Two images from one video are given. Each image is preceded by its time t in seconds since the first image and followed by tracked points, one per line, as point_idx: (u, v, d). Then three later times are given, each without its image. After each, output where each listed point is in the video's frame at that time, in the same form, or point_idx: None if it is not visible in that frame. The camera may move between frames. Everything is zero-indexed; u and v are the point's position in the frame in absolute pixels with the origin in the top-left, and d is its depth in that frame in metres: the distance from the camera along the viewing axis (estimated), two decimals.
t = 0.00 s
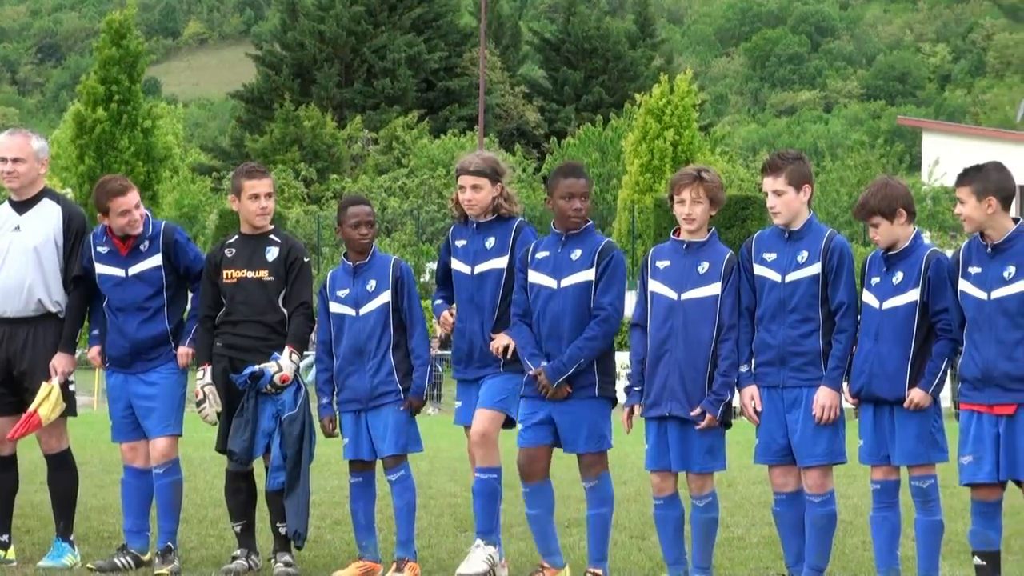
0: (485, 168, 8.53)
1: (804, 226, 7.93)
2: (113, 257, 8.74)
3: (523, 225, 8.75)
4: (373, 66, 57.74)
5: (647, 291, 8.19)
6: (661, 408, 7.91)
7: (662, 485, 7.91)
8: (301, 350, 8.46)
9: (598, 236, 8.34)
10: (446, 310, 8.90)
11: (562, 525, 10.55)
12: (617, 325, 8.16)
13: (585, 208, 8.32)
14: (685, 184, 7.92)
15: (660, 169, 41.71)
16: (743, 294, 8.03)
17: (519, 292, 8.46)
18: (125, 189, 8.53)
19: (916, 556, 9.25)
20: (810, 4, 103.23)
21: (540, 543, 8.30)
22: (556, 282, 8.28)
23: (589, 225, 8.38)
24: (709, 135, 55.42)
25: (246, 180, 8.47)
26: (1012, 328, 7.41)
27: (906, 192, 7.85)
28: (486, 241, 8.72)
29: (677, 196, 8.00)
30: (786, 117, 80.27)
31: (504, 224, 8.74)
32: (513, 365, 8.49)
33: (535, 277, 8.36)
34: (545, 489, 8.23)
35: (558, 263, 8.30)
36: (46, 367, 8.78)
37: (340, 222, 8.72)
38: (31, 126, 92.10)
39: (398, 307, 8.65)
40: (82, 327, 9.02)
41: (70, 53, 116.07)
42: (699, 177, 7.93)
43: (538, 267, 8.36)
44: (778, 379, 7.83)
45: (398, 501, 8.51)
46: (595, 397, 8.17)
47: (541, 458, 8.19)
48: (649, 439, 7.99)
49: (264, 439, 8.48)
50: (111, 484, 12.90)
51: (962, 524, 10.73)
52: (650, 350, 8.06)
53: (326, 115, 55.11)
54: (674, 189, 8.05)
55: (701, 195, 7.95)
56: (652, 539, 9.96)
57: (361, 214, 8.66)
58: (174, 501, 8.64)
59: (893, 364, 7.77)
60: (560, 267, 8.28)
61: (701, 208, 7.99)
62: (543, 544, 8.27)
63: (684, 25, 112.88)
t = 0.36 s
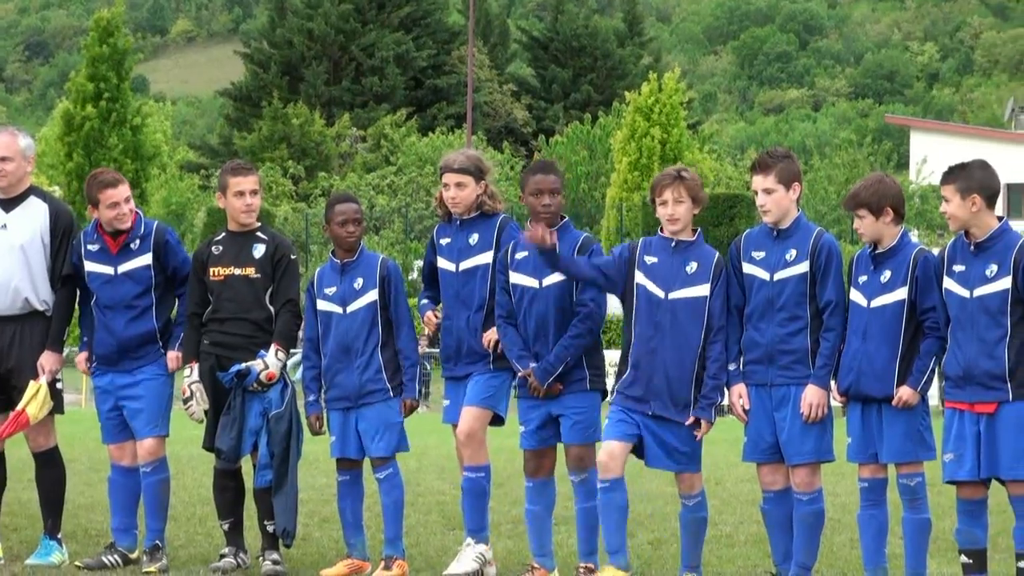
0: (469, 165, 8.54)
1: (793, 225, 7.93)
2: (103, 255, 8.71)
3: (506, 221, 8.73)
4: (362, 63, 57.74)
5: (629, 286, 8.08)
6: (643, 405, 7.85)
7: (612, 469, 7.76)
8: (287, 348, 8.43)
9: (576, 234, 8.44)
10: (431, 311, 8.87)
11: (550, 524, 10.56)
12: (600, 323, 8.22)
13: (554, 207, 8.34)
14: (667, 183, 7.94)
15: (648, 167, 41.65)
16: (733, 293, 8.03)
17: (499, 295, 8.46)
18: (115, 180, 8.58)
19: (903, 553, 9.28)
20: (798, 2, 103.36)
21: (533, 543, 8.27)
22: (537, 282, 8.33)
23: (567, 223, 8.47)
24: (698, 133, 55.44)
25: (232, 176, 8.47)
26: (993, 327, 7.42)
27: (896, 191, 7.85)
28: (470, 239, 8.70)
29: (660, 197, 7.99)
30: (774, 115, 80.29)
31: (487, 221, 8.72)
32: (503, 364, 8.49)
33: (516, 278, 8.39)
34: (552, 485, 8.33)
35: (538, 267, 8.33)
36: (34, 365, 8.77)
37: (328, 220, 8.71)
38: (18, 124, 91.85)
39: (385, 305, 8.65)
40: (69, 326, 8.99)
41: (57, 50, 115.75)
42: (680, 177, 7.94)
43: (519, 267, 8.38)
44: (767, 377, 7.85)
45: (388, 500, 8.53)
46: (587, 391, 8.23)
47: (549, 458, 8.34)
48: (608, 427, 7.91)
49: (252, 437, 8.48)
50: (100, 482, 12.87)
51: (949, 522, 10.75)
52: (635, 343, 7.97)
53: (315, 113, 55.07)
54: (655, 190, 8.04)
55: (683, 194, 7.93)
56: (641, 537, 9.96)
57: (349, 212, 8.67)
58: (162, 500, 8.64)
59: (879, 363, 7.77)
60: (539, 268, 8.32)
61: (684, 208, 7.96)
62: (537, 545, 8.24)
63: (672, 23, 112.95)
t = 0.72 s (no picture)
0: (454, 164, 8.51)
1: (781, 222, 7.94)
2: (92, 251, 8.70)
3: (488, 220, 8.73)
4: (351, 62, 57.66)
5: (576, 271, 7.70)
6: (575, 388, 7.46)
7: (567, 482, 7.38)
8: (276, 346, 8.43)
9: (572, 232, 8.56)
10: (414, 310, 8.92)
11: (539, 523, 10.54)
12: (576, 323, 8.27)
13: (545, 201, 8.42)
14: (591, 179, 7.58)
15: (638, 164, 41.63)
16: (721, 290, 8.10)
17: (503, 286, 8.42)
18: (107, 178, 8.56)
19: (893, 551, 9.29)
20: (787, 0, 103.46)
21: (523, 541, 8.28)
22: (539, 276, 8.29)
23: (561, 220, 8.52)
24: (688, 131, 55.46)
25: (216, 174, 8.43)
26: (980, 322, 7.41)
27: (896, 187, 7.90)
28: (453, 237, 8.69)
29: (586, 194, 7.64)
30: (764, 112, 80.35)
31: (470, 220, 8.71)
32: (487, 364, 8.53)
33: (519, 271, 8.36)
34: (539, 483, 8.30)
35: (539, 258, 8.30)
36: (22, 362, 8.77)
37: (317, 219, 8.70)
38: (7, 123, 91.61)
39: (375, 303, 8.64)
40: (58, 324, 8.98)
41: (46, 49, 115.49)
42: (604, 173, 7.57)
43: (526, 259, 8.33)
44: (757, 374, 7.86)
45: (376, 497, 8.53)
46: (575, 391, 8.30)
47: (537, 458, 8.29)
48: (558, 431, 7.46)
49: (240, 436, 8.46)
50: (88, 481, 12.86)
51: (938, 519, 10.75)
52: (569, 323, 7.58)
53: (304, 111, 55.00)
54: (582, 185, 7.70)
55: (608, 189, 7.58)
56: (631, 535, 9.96)
57: (338, 211, 8.66)
58: (151, 499, 8.63)
59: (872, 360, 7.83)
60: (543, 261, 8.29)
61: (612, 202, 7.61)
62: (526, 543, 8.26)
63: (662, 21, 113.01)
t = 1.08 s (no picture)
0: (450, 160, 8.36)
1: (766, 220, 7.95)
2: (82, 252, 8.69)
3: (481, 223, 8.61)
4: (341, 60, 57.60)
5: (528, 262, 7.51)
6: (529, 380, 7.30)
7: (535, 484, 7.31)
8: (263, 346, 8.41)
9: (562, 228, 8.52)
10: (393, 305, 8.63)
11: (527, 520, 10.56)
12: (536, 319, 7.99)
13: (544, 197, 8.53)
14: (558, 172, 7.32)
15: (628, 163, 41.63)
16: (707, 288, 8.12)
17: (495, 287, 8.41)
18: (99, 180, 8.53)
19: (883, 548, 9.31)
20: None
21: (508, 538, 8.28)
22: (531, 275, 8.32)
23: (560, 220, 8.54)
24: (678, 129, 55.48)
25: (202, 173, 8.43)
26: (970, 321, 7.43)
27: (889, 185, 7.92)
28: (444, 235, 8.61)
29: (551, 184, 7.37)
30: (755, 110, 80.33)
31: (463, 221, 8.62)
32: (464, 366, 8.46)
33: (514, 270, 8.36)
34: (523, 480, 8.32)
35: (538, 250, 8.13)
36: (12, 362, 8.76)
37: (307, 218, 8.70)
38: None
39: (366, 304, 8.64)
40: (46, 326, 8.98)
41: (36, 49, 115.16)
42: (573, 166, 7.31)
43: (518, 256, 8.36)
44: (747, 372, 7.87)
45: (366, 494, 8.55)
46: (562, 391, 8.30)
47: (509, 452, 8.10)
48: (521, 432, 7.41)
49: (230, 435, 8.45)
50: (78, 479, 12.84)
51: (927, 516, 10.78)
52: (523, 315, 7.38)
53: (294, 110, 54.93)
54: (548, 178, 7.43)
55: (575, 184, 7.31)
56: (622, 532, 9.96)
57: (326, 209, 8.64)
58: (140, 498, 8.63)
59: (862, 358, 7.83)
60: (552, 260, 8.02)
61: (576, 197, 7.34)
62: (513, 539, 8.25)
63: (652, 18, 112.99)
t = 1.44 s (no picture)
0: (441, 160, 8.27)
1: (754, 218, 7.97)
2: (67, 252, 8.67)
3: (471, 225, 8.51)
4: (328, 59, 57.63)
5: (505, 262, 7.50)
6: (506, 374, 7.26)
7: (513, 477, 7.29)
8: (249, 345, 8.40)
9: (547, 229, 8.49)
10: (379, 300, 8.57)
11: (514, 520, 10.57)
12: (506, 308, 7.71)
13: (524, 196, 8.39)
14: (536, 163, 7.36)
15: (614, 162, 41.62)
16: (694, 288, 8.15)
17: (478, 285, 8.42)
18: (83, 180, 8.52)
19: (868, 547, 9.33)
20: None
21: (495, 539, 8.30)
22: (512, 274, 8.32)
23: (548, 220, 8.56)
24: (664, 129, 55.51)
25: (188, 172, 8.42)
26: (958, 321, 7.46)
27: (877, 185, 7.95)
28: (431, 237, 8.50)
29: (530, 175, 7.42)
30: (740, 110, 80.53)
31: (453, 222, 8.53)
32: (445, 370, 8.32)
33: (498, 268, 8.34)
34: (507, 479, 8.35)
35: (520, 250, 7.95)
36: None
37: (293, 217, 8.70)
38: None
39: (351, 304, 8.67)
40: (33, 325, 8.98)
41: (20, 48, 114.71)
42: (551, 158, 7.33)
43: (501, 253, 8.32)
44: (732, 372, 7.89)
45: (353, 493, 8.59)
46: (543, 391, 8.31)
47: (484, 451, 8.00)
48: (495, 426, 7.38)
49: (216, 433, 8.43)
50: (63, 478, 12.80)
51: (912, 517, 10.79)
52: (499, 310, 7.37)
53: (280, 109, 54.82)
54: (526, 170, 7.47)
55: (552, 175, 7.35)
56: (608, 532, 9.97)
57: (313, 208, 8.66)
58: (125, 496, 8.60)
59: (849, 358, 7.86)
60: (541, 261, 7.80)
61: (555, 188, 7.37)
62: (498, 540, 8.28)
63: (637, 18, 113.05)
